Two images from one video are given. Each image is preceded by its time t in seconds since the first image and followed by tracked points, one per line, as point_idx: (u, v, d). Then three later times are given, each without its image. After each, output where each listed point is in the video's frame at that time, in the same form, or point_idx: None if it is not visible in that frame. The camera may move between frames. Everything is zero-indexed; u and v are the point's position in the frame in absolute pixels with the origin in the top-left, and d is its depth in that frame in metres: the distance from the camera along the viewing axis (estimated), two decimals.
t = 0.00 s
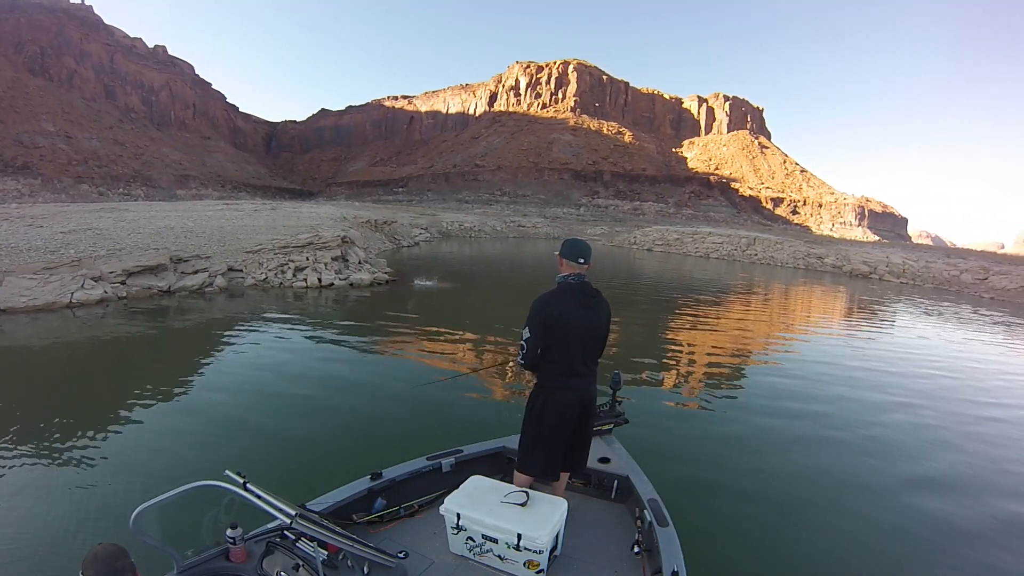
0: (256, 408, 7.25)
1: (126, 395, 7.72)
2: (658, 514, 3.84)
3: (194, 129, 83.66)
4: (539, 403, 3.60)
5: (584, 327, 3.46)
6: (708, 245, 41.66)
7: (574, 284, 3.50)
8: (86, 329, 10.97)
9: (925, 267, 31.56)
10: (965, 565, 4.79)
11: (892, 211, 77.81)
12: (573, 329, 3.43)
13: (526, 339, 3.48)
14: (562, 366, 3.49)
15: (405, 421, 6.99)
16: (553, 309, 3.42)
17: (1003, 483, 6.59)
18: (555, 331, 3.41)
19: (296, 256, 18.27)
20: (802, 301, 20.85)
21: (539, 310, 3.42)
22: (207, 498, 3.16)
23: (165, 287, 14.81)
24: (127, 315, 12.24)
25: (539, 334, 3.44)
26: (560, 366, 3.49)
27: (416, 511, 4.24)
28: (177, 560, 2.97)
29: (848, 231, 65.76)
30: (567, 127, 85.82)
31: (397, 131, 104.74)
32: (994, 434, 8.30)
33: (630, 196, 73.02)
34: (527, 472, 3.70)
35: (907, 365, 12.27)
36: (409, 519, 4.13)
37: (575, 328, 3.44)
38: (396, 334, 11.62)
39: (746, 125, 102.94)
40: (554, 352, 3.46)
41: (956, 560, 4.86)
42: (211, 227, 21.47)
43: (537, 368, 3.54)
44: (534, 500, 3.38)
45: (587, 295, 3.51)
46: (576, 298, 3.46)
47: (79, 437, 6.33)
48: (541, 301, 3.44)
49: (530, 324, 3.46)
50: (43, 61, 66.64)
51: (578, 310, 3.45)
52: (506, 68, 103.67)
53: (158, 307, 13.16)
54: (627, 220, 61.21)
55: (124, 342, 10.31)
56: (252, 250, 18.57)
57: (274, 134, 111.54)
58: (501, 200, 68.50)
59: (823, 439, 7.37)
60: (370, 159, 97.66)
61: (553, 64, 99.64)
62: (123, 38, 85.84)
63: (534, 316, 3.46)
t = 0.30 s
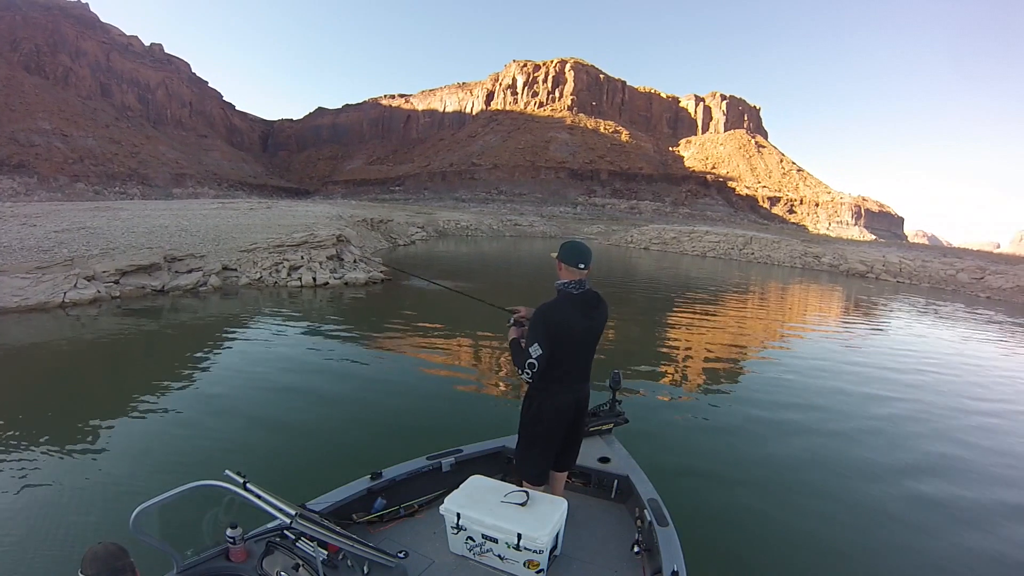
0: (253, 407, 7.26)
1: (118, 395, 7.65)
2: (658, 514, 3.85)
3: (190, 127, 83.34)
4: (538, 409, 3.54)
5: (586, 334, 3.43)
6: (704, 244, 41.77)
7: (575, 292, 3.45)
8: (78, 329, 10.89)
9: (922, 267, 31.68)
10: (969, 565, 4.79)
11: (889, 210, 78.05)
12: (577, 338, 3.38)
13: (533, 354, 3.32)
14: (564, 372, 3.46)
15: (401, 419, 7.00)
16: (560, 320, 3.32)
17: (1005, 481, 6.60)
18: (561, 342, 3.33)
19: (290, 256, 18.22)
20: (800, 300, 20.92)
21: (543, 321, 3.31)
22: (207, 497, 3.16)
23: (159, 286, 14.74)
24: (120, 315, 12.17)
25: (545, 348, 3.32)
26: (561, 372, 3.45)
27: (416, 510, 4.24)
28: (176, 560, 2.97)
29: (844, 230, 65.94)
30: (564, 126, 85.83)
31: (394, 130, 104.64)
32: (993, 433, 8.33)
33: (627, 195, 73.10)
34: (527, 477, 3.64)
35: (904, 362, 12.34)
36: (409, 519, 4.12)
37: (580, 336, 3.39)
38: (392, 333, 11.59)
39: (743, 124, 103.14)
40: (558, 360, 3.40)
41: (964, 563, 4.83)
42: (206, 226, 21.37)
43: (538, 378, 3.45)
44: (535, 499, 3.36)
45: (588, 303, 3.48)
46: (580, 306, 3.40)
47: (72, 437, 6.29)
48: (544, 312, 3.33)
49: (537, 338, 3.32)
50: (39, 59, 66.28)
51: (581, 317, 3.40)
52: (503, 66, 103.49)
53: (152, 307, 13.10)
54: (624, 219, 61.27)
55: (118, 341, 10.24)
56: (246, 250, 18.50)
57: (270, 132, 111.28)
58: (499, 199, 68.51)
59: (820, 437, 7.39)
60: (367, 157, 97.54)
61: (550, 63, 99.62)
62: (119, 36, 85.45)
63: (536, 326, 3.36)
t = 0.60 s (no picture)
0: (248, 407, 7.26)
1: (111, 396, 7.63)
2: (658, 513, 3.85)
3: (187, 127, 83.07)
4: (533, 413, 3.53)
5: (582, 339, 3.42)
6: (701, 245, 41.82)
7: (572, 297, 3.42)
8: (73, 330, 10.85)
9: (918, 266, 31.77)
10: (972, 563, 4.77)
11: (885, 210, 78.27)
12: (574, 344, 3.38)
13: (528, 363, 3.32)
14: (560, 378, 3.46)
15: (398, 419, 7.01)
16: (557, 329, 3.30)
17: (1003, 477, 6.64)
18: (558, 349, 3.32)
19: (285, 256, 18.21)
20: (797, 300, 20.96)
21: (540, 329, 3.28)
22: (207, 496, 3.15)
23: (153, 287, 14.71)
24: (115, 316, 12.14)
25: (542, 358, 3.30)
26: (557, 377, 3.45)
27: (416, 511, 4.24)
28: (177, 560, 2.96)
29: (841, 230, 66.10)
30: (561, 126, 85.85)
31: (391, 130, 104.54)
32: (993, 431, 8.34)
33: (624, 195, 73.14)
34: (520, 481, 3.64)
35: (901, 361, 12.37)
36: (409, 519, 4.12)
37: (575, 343, 3.39)
38: (389, 333, 11.58)
39: (739, 125, 103.39)
40: (555, 367, 3.40)
41: (965, 560, 4.82)
42: (200, 227, 21.33)
43: (533, 385, 3.44)
44: (534, 499, 3.36)
45: (585, 307, 3.46)
46: (576, 312, 3.38)
47: (65, 437, 6.28)
48: (541, 321, 3.30)
49: (533, 348, 3.29)
50: (35, 60, 65.98)
51: (577, 324, 3.38)
52: (500, 67, 103.49)
53: (147, 308, 13.06)
54: (621, 219, 61.35)
55: (111, 342, 10.21)
56: (241, 250, 18.49)
57: (267, 133, 111.03)
58: (495, 199, 68.48)
59: (818, 435, 7.40)
60: (363, 158, 97.41)
61: (547, 63, 99.63)
62: (115, 36, 85.18)
63: (532, 334, 3.32)
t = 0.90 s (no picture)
0: (244, 407, 7.25)
1: (105, 397, 7.61)
2: (658, 514, 3.85)
3: (184, 128, 82.90)
4: (528, 414, 3.54)
5: (578, 342, 3.43)
6: (698, 246, 41.89)
7: (569, 300, 3.41)
8: (65, 332, 10.80)
9: (915, 267, 31.86)
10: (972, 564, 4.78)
11: (881, 212, 78.45)
12: (571, 347, 3.38)
13: (523, 367, 3.32)
14: (556, 380, 3.46)
15: (394, 419, 7.01)
16: (553, 331, 3.30)
17: (1001, 476, 6.66)
18: (554, 352, 3.32)
19: (281, 257, 18.21)
20: (794, 301, 21.03)
21: (536, 333, 3.28)
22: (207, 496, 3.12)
23: (147, 288, 14.69)
24: (109, 317, 12.12)
25: (537, 361, 3.30)
26: (553, 380, 3.45)
27: (416, 511, 4.24)
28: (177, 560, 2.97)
29: (837, 231, 66.27)
30: (558, 127, 85.92)
31: (388, 131, 104.50)
32: (992, 431, 8.35)
33: (621, 197, 73.24)
34: (516, 480, 3.65)
35: (899, 361, 12.41)
36: (409, 519, 4.12)
37: (572, 345, 3.40)
38: (385, 334, 11.60)
39: (736, 126, 103.62)
40: (549, 370, 3.40)
41: (964, 559, 4.84)
42: (196, 227, 21.32)
43: (528, 387, 3.45)
44: (534, 499, 3.36)
45: (583, 310, 3.46)
46: (573, 315, 3.38)
47: (57, 438, 6.25)
48: (538, 324, 3.30)
49: (528, 351, 3.29)
50: (32, 60, 65.79)
51: (574, 326, 3.38)
52: (497, 68, 103.48)
53: (141, 309, 13.04)
54: (618, 221, 61.40)
55: (105, 343, 10.17)
56: (237, 251, 18.48)
57: (264, 134, 110.89)
58: (493, 200, 68.51)
59: (816, 434, 7.43)
60: (360, 159, 97.32)
61: (544, 64, 99.72)
62: (113, 36, 85.00)
63: (528, 336, 3.33)
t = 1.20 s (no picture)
0: (239, 407, 7.22)
1: (98, 397, 7.57)
2: (658, 514, 3.86)
3: (181, 126, 82.62)
4: (526, 413, 3.54)
5: (577, 341, 3.43)
6: (695, 246, 41.96)
7: (568, 299, 3.42)
8: (58, 332, 10.73)
9: (911, 269, 31.97)
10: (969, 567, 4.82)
11: (878, 212, 78.69)
12: (568, 347, 3.40)
13: (519, 365, 3.34)
14: (554, 380, 3.46)
15: (391, 418, 7.03)
16: (551, 333, 3.30)
17: (1000, 481, 6.67)
18: (552, 352, 3.32)
19: (276, 256, 18.16)
20: (791, 301, 21.11)
21: (533, 334, 3.28)
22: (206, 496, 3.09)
23: (141, 288, 14.62)
24: (102, 317, 12.06)
25: (534, 360, 3.31)
26: (551, 381, 3.45)
27: (416, 511, 4.23)
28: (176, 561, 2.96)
29: (834, 231, 66.45)
30: (555, 127, 85.93)
31: (386, 130, 104.40)
32: (988, 435, 8.40)
33: (618, 197, 73.32)
34: (515, 480, 3.65)
35: (897, 363, 12.46)
36: (409, 520, 4.12)
37: (570, 346, 3.41)
38: (382, 333, 11.59)
39: (734, 126, 103.81)
40: (548, 370, 3.40)
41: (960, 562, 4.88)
42: (191, 227, 21.21)
43: (526, 386, 3.45)
44: (534, 500, 3.36)
45: (581, 308, 3.46)
46: (571, 315, 3.38)
47: (46, 439, 6.20)
48: (536, 323, 3.30)
49: (525, 350, 3.30)
50: (29, 57, 65.47)
51: (573, 326, 3.38)
52: (495, 67, 103.43)
53: (135, 309, 12.98)
54: (615, 221, 61.47)
55: (97, 343, 10.10)
56: (231, 250, 18.42)
57: (261, 132, 110.65)
58: (490, 200, 68.51)
59: (813, 435, 7.47)
60: (357, 158, 97.20)
61: (541, 64, 99.72)
62: (109, 34, 84.68)
63: (526, 336, 3.33)
